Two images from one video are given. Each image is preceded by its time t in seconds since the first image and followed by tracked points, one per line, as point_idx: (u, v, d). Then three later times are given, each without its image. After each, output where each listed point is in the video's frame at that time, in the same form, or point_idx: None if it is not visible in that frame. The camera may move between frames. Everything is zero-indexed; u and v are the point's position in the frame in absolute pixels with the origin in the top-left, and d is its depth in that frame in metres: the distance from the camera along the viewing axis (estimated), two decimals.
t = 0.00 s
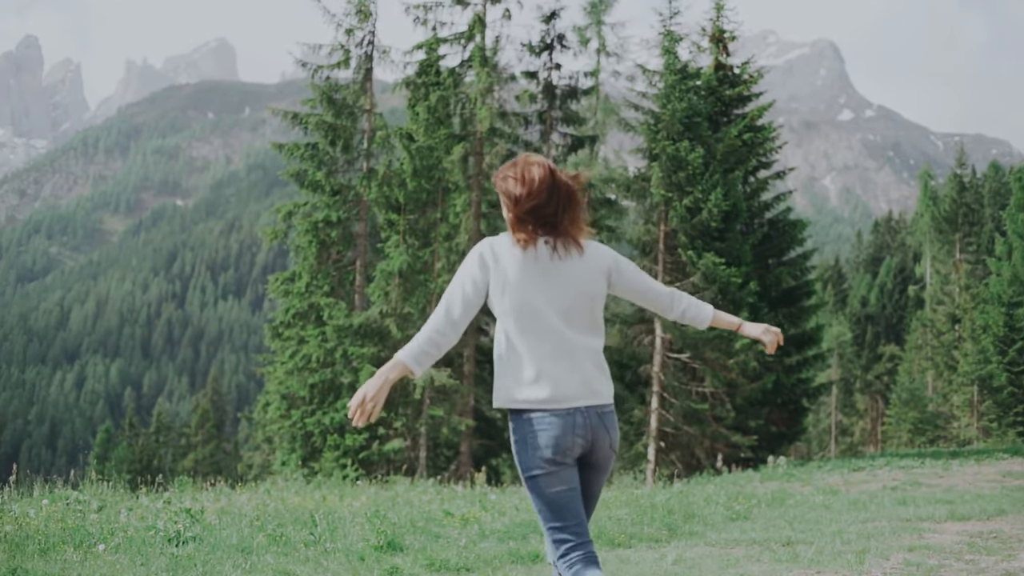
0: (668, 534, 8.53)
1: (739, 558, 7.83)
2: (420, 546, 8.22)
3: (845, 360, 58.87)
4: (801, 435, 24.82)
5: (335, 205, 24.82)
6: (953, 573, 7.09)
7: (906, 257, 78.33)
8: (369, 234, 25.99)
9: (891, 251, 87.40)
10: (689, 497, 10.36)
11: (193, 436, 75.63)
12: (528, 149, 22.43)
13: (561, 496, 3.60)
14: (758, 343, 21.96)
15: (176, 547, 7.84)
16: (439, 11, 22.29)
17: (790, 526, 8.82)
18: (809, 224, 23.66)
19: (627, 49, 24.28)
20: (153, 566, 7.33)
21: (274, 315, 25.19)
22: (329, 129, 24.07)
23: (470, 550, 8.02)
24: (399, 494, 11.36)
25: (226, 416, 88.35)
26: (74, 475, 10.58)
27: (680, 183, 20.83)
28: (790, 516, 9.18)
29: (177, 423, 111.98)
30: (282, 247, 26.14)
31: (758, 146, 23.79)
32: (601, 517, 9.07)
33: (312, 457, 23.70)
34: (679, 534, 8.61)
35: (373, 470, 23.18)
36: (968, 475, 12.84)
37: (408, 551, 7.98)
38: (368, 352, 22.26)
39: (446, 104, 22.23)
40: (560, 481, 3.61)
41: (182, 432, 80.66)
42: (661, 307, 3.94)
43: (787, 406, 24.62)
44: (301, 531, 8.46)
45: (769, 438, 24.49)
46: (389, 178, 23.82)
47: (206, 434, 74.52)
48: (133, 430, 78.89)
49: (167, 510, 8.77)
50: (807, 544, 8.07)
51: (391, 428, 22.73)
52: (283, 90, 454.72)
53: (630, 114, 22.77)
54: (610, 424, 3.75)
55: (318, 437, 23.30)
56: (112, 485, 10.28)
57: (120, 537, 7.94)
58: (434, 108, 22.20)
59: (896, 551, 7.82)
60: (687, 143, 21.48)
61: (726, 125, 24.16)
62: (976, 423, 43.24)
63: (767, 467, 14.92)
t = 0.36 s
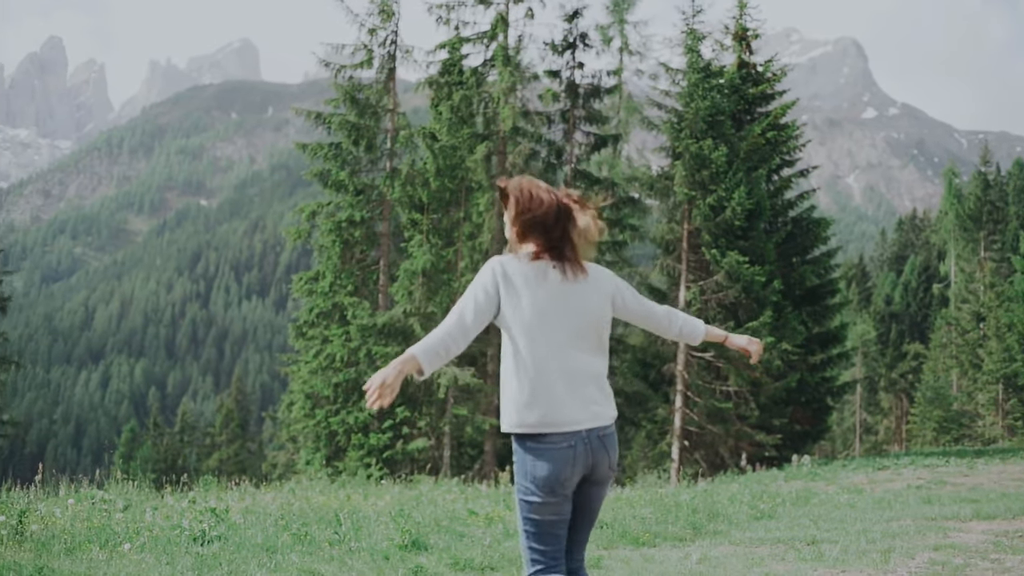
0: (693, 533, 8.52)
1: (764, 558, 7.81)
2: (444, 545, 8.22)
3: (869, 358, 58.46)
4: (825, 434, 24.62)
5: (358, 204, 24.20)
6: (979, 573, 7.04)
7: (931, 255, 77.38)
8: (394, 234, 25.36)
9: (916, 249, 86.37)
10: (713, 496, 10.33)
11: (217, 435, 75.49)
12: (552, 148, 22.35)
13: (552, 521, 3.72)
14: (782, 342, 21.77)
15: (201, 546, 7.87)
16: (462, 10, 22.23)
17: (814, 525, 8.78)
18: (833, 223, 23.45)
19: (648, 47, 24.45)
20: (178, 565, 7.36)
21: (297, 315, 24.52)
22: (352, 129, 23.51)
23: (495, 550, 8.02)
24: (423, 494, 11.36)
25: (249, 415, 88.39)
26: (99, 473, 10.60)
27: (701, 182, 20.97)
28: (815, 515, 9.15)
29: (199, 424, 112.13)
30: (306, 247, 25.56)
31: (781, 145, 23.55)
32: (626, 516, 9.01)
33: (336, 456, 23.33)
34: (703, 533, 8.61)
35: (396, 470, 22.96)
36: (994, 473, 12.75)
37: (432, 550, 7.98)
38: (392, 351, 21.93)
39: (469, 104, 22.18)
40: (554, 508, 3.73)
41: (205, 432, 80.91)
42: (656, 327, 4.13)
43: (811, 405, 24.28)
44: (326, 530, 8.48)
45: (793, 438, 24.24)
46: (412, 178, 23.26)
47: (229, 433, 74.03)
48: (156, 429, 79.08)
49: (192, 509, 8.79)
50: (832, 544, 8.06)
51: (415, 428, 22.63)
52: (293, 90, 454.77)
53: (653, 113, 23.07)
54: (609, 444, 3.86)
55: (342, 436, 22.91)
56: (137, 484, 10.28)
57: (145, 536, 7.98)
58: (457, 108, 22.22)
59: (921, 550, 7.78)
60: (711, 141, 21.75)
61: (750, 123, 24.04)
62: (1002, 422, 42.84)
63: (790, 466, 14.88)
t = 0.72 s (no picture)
0: (717, 531, 8.51)
1: (788, 555, 7.82)
2: (468, 542, 8.21)
3: (892, 356, 58.31)
4: (850, 431, 24.47)
5: (381, 203, 23.83)
6: (1007, 571, 7.03)
7: (955, 253, 76.24)
8: (419, 231, 25.08)
9: (940, 247, 85.02)
10: (737, 494, 10.34)
11: (241, 432, 75.47)
12: (575, 146, 22.16)
13: (537, 506, 4.00)
14: (805, 339, 21.69)
15: (225, 544, 7.90)
16: (484, 8, 22.05)
17: (839, 522, 8.76)
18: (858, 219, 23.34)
19: (672, 44, 24.05)
20: (204, 563, 7.42)
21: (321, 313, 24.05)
22: (376, 127, 23.51)
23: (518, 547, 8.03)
24: (446, 491, 11.37)
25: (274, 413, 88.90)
26: (126, 472, 10.66)
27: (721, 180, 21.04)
28: (840, 512, 9.12)
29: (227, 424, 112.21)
30: (329, 245, 25.40)
31: (804, 142, 23.77)
32: (650, 514, 8.99)
33: (361, 454, 23.32)
34: (727, 530, 8.60)
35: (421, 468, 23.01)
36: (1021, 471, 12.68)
37: (457, 547, 7.99)
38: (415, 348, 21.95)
39: (492, 102, 22.06)
40: (540, 493, 4.01)
41: (230, 430, 81.59)
42: (636, 334, 4.52)
43: (834, 402, 24.17)
44: (350, 528, 8.51)
45: (817, 435, 24.07)
46: (435, 176, 23.11)
47: (254, 431, 74.19)
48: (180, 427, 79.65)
49: (216, 507, 8.84)
50: (857, 541, 8.04)
51: (439, 426, 22.83)
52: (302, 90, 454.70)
53: (676, 110, 23.72)
54: (606, 437, 4.12)
55: (366, 434, 22.87)
56: (161, 481, 10.33)
57: (171, 534, 8.02)
58: (480, 105, 22.07)
59: (947, 548, 7.76)
60: (734, 139, 21.72)
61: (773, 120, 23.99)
62: None
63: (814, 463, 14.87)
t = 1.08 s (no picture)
0: (741, 527, 8.51)
1: (812, 551, 7.80)
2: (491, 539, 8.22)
3: (917, 352, 58.05)
4: (873, 427, 24.56)
5: (404, 200, 23.90)
6: None
7: (979, 248, 75.34)
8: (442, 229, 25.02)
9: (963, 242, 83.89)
10: (761, 490, 10.33)
11: (263, 429, 75.51)
12: (597, 142, 22.13)
13: (519, 476, 4.36)
14: (829, 335, 21.80)
15: (249, 540, 7.96)
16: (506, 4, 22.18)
17: (862, 519, 8.74)
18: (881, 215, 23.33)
19: (695, 40, 22.96)
20: (227, 560, 7.49)
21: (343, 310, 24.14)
22: (398, 124, 23.65)
23: (542, 543, 8.03)
24: (469, 487, 11.37)
25: (296, 410, 88.95)
26: (150, 469, 10.71)
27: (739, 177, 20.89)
28: (863, 509, 9.10)
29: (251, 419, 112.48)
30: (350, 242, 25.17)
31: (827, 138, 23.81)
32: (673, 511, 8.98)
33: (384, 450, 23.30)
34: (751, 527, 8.58)
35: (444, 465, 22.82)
36: None
37: (480, 544, 8.00)
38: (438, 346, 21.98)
39: (514, 98, 22.08)
40: (523, 464, 4.38)
41: (252, 426, 81.69)
42: (611, 330, 4.90)
43: (857, 398, 24.28)
44: (373, 525, 8.56)
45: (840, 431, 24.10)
46: (457, 173, 22.92)
47: (277, 428, 74.07)
48: (203, 425, 79.67)
49: (240, 504, 8.89)
50: (881, 537, 8.01)
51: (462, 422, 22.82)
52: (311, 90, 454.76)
53: (698, 106, 23.19)
54: (590, 416, 4.49)
55: (389, 431, 22.91)
56: (185, 478, 10.37)
57: (195, 531, 8.07)
58: (503, 101, 22.07)
59: (971, 544, 7.74)
60: (756, 135, 21.75)
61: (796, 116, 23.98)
62: None
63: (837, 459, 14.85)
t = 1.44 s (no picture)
0: (764, 523, 8.50)
1: (837, 547, 7.80)
2: (516, 535, 8.21)
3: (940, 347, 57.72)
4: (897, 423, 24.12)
5: (427, 196, 23.57)
6: None
7: (1004, 243, 74.20)
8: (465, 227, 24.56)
9: (988, 237, 82.84)
10: (784, 486, 10.33)
11: (287, 427, 75.81)
12: (620, 138, 22.79)
13: (505, 463, 4.40)
14: (852, 330, 21.66)
15: (274, 536, 8.01)
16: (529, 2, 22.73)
17: (886, 515, 8.71)
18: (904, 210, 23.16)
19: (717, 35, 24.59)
20: (253, 556, 7.55)
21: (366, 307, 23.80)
22: (421, 121, 23.25)
23: (566, 539, 8.06)
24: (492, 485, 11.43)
25: (320, 406, 89.37)
26: (174, 465, 10.79)
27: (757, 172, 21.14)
28: (887, 505, 9.06)
29: (276, 414, 113.25)
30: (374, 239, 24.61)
31: (850, 133, 23.34)
32: (696, 506, 8.98)
33: (407, 447, 23.31)
34: (775, 523, 8.57)
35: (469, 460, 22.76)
36: None
37: (505, 539, 8.04)
38: (462, 343, 21.91)
39: (537, 95, 22.35)
40: (509, 450, 4.42)
41: (277, 423, 82.14)
42: (598, 325, 4.90)
43: (881, 393, 24.04)
44: (397, 521, 8.58)
45: (864, 427, 23.84)
46: (480, 170, 22.87)
47: (301, 425, 74.35)
48: (227, 421, 79.87)
49: (264, 501, 8.93)
50: (905, 533, 7.99)
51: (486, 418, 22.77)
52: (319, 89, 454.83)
53: (720, 102, 23.52)
54: (574, 401, 4.50)
55: (412, 427, 22.87)
56: (209, 474, 10.43)
57: (219, 527, 8.11)
58: (525, 98, 22.28)
59: (996, 540, 7.70)
60: (779, 130, 21.83)
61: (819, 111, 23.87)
62: None
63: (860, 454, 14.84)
